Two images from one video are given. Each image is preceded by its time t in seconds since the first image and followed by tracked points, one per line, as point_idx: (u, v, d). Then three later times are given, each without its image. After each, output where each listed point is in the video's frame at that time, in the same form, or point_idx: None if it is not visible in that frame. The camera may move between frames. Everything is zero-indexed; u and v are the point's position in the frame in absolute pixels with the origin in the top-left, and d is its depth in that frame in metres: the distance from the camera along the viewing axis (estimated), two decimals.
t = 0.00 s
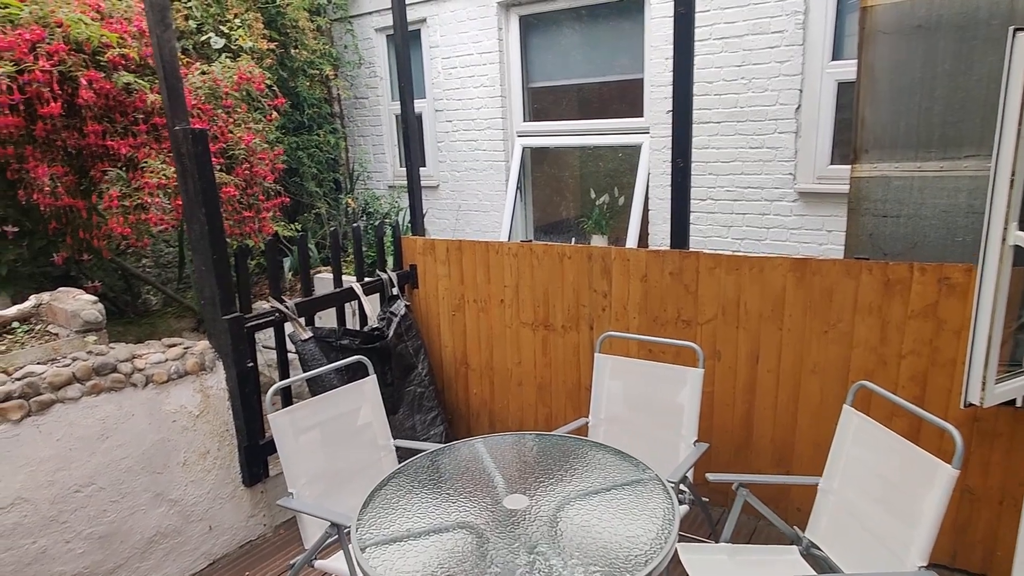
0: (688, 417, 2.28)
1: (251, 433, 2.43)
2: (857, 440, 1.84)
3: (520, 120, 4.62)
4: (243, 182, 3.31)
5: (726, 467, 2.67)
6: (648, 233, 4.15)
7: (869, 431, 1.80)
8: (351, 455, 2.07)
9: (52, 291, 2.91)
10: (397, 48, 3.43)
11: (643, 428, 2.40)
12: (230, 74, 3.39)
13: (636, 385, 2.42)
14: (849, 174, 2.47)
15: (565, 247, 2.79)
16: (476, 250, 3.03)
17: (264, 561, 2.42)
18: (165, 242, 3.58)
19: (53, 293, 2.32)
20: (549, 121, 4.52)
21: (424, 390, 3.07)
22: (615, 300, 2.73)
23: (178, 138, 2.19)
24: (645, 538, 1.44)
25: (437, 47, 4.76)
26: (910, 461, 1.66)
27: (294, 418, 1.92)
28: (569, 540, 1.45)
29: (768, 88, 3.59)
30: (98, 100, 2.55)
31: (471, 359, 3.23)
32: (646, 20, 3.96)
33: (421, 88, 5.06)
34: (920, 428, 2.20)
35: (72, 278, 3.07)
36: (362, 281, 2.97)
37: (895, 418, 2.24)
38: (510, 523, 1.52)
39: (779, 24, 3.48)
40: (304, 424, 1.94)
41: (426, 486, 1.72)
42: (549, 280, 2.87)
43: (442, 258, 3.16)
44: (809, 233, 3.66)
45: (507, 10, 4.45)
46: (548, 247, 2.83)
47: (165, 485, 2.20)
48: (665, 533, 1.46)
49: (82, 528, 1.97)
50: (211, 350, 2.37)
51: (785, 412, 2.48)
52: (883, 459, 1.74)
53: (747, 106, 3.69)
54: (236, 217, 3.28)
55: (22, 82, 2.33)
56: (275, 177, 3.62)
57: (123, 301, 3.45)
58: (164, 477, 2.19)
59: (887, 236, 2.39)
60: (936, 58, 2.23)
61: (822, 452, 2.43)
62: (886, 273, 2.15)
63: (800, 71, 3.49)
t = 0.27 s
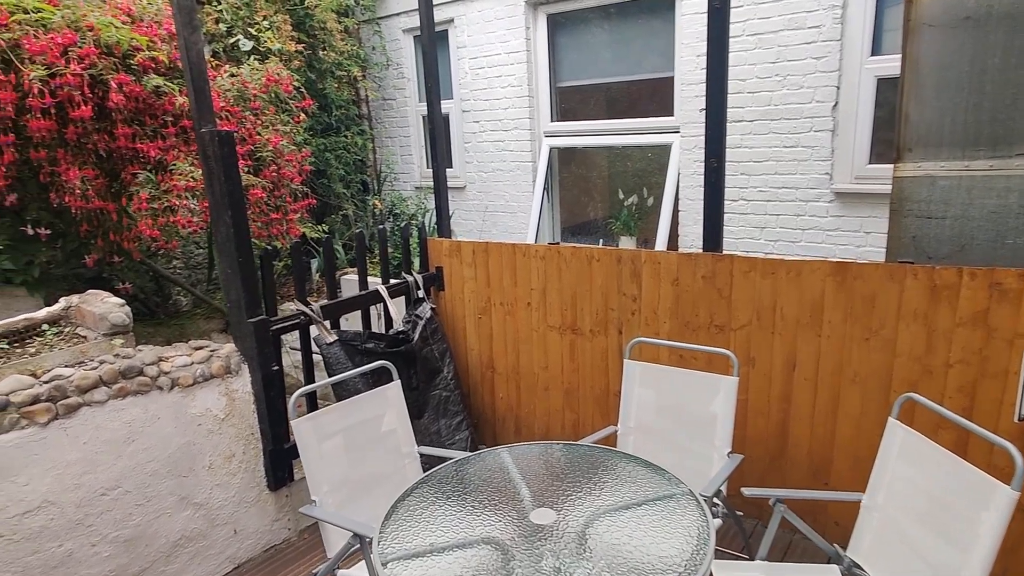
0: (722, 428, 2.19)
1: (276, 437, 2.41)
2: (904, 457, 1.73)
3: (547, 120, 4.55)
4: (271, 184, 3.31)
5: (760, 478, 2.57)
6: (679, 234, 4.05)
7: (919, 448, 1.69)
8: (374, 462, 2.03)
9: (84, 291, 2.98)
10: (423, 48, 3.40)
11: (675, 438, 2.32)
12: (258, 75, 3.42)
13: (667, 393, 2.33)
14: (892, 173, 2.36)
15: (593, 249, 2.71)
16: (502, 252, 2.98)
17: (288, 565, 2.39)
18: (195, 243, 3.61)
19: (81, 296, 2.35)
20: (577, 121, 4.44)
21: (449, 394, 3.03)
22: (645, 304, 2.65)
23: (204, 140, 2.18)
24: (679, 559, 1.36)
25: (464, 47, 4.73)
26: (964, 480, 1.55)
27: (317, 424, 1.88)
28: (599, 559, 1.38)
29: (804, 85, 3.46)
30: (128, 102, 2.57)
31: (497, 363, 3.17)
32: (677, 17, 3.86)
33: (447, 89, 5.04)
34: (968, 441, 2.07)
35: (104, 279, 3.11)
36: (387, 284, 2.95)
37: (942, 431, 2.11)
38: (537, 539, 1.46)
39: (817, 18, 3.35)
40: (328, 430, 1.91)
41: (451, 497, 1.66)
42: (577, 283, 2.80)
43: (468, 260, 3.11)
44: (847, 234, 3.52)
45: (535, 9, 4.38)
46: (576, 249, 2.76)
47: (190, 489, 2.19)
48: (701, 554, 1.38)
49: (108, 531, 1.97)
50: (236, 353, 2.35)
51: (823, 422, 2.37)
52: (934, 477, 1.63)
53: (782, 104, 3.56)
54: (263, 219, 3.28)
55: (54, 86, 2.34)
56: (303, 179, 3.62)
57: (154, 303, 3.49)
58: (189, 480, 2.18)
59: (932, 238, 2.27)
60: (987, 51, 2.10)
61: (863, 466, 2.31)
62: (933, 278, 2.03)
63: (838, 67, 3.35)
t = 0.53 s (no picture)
0: (764, 442, 2.08)
1: (304, 442, 2.38)
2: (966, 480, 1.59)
3: (579, 120, 4.46)
4: (302, 186, 3.30)
5: (802, 494, 2.44)
6: (715, 237, 3.92)
7: (983, 471, 1.55)
8: (401, 471, 1.98)
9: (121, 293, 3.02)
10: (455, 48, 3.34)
11: (713, 451, 2.21)
12: (291, 79, 3.38)
13: (705, 404, 2.22)
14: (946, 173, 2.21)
15: (627, 252, 2.62)
16: (533, 255, 2.90)
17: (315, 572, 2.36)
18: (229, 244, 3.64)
19: (114, 298, 2.38)
20: (611, 121, 4.34)
21: (478, 400, 2.98)
22: (681, 310, 2.54)
23: (234, 142, 2.15)
24: None
25: (496, 47, 4.67)
26: None
27: (343, 431, 1.84)
28: None
29: (849, 82, 3.30)
30: (161, 105, 2.58)
31: (527, 368, 3.10)
32: (714, 13, 3.72)
33: (479, 90, 4.99)
34: None
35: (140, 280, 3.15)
36: (417, 287, 2.90)
37: (1002, 449, 1.96)
38: (569, 561, 1.38)
39: (862, 11, 3.19)
40: (354, 437, 1.86)
41: (480, 512, 1.60)
42: (610, 287, 2.71)
43: (498, 263, 3.05)
44: (894, 238, 3.34)
45: (568, 7, 4.30)
46: (610, 253, 2.67)
47: (219, 493, 2.18)
48: None
49: (137, 535, 1.97)
50: (265, 357, 2.33)
51: (871, 437, 2.23)
52: (1002, 504, 1.49)
53: (825, 102, 3.41)
54: (295, 221, 3.27)
55: (90, 88, 2.38)
56: (334, 180, 3.60)
57: (188, 304, 3.52)
58: (217, 485, 2.17)
59: (990, 243, 2.12)
60: None
61: (915, 484, 2.16)
62: (995, 285, 1.88)
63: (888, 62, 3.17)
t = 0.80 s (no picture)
0: (802, 466, 1.96)
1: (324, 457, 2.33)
2: None
3: (606, 127, 4.38)
4: (326, 195, 3.28)
5: (841, 519, 2.30)
6: (746, 246, 3.80)
7: None
8: (421, 491, 1.91)
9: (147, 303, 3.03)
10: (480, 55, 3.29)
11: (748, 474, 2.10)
12: (315, 86, 3.40)
13: (739, 425, 2.11)
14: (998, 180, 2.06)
15: (656, 263, 2.53)
16: (559, 265, 2.83)
17: None
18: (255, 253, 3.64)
19: (134, 310, 2.39)
20: (638, 128, 4.24)
21: (502, 413, 2.90)
22: (713, 324, 2.44)
23: (256, 151, 2.13)
24: None
25: (522, 54, 4.61)
26: None
27: (361, 450, 1.78)
28: None
29: (889, 85, 3.16)
30: (186, 115, 2.57)
31: (552, 381, 3.02)
32: (746, 16, 3.61)
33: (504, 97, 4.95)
34: None
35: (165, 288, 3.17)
36: (440, 297, 2.84)
37: None
38: None
39: (903, 12, 3.05)
40: (373, 456, 1.80)
41: (502, 540, 1.52)
42: (638, 299, 2.62)
43: (523, 273, 2.97)
44: (937, 248, 3.18)
45: (595, 12, 4.22)
46: (638, 264, 2.58)
47: (237, 509, 2.14)
48: None
49: (154, 552, 1.93)
50: (286, 370, 2.30)
51: (917, 462, 2.09)
52: None
53: (862, 106, 3.26)
54: (318, 230, 3.24)
55: (115, 99, 2.37)
56: (358, 189, 3.58)
57: (213, 313, 3.52)
58: (236, 500, 2.13)
59: None
60: None
61: (967, 513, 2.02)
62: None
63: (931, 64, 3.02)
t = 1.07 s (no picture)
0: (841, 488, 1.85)
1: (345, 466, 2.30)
2: None
3: (634, 129, 4.29)
4: (351, 198, 3.26)
5: (881, 543, 2.18)
6: (779, 251, 3.67)
7: None
8: (440, 504, 1.86)
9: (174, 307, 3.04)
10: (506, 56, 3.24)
11: (782, 494, 2.00)
12: (341, 89, 3.39)
13: (772, 442, 2.01)
14: None
15: (685, 271, 2.44)
16: (585, 271, 2.75)
17: None
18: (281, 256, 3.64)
19: (158, 314, 2.39)
20: (667, 130, 4.14)
21: (525, 422, 2.84)
22: (745, 335, 2.34)
23: (279, 155, 2.11)
24: None
25: (550, 55, 4.55)
26: None
27: (379, 462, 1.74)
28: None
29: (931, 85, 3.01)
30: (211, 118, 2.57)
31: (577, 390, 2.94)
32: (780, 14, 3.49)
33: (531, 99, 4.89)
34: None
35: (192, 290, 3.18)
36: (464, 303, 2.79)
37: None
38: None
39: (948, 8, 2.91)
40: (391, 469, 1.76)
41: (523, 562, 1.46)
42: (667, 308, 2.53)
43: (548, 279, 2.91)
44: (984, 256, 3.01)
45: (624, 12, 4.13)
46: (666, 271, 2.50)
47: (256, 516, 2.11)
48: None
49: (173, 559, 1.92)
50: (307, 376, 2.27)
51: (965, 485, 1.96)
52: None
53: (903, 107, 3.12)
54: (342, 234, 3.23)
55: (142, 102, 2.39)
56: (383, 192, 3.55)
57: (239, 316, 3.53)
58: (255, 507, 2.10)
59: None
60: None
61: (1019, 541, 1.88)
62: None
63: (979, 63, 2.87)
